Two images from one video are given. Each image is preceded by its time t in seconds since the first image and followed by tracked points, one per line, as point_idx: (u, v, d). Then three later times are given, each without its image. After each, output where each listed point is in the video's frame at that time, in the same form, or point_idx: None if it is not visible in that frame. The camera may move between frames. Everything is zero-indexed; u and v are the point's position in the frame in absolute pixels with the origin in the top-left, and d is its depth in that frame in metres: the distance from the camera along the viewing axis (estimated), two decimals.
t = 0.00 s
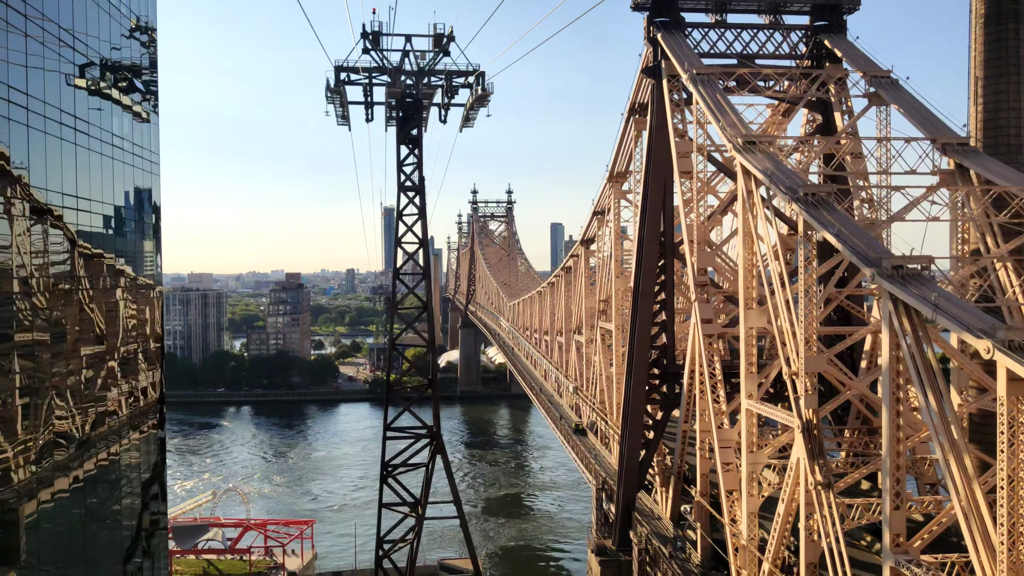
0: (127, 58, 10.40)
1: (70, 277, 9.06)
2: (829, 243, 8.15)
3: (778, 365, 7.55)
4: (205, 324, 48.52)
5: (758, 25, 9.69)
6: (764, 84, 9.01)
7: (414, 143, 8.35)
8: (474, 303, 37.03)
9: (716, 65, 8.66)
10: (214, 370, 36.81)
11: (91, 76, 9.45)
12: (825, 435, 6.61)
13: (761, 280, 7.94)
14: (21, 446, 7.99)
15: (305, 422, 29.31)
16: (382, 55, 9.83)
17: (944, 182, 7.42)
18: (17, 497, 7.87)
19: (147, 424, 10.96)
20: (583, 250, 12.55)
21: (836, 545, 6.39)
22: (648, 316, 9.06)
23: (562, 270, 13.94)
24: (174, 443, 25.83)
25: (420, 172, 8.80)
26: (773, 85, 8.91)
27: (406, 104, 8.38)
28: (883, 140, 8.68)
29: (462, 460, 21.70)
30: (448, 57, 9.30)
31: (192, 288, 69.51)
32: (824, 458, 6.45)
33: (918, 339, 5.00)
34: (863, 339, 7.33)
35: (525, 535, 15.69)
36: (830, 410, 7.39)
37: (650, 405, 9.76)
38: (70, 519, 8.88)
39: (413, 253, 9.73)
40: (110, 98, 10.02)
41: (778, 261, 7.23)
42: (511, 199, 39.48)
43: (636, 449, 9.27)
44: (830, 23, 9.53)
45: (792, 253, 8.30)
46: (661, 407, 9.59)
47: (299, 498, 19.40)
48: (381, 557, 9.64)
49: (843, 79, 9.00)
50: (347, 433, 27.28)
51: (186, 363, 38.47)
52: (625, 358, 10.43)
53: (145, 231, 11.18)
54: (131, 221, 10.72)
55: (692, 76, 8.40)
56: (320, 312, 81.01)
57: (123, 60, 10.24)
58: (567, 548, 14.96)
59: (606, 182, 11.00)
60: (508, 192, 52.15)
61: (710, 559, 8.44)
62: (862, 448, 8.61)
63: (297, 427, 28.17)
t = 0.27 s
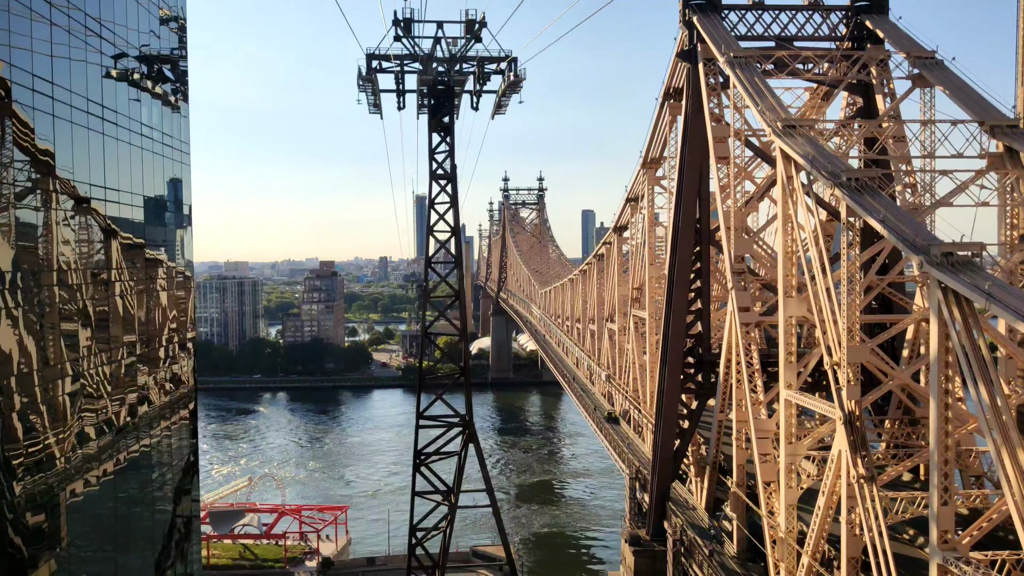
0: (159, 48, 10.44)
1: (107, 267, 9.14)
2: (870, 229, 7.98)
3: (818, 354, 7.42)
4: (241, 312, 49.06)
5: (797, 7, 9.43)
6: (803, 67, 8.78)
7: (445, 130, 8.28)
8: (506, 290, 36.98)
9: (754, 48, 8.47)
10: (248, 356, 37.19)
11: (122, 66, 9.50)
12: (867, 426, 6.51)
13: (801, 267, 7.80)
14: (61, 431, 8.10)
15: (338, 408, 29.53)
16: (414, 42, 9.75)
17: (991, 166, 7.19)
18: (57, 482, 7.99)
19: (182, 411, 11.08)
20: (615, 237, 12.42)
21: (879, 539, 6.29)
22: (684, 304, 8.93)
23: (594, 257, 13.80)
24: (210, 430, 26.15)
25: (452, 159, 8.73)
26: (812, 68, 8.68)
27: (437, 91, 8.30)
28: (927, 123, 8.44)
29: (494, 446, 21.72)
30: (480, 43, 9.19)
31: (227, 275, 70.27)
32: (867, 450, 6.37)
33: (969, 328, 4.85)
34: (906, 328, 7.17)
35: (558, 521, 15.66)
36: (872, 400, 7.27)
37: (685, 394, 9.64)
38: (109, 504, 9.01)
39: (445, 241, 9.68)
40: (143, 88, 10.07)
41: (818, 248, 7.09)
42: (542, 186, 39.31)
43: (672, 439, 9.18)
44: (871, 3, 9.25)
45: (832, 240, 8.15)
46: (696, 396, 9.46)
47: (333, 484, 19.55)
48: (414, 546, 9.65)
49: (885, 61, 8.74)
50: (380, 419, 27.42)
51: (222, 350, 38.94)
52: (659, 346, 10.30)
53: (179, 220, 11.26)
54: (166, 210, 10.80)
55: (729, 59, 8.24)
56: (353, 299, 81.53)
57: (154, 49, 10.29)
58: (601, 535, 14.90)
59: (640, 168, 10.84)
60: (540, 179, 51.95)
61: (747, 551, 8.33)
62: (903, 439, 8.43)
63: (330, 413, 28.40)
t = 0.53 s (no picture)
0: (171, 37, 10.36)
1: (120, 259, 9.11)
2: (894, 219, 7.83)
3: (841, 348, 7.32)
4: (256, 302, 49.21)
5: None
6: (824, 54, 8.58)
7: (461, 120, 8.16)
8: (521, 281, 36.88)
9: (774, 34, 8.30)
10: (264, 347, 37.29)
11: (134, 56, 9.45)
12: (893, 422, 6.46)
13: (823, 259, 7.67)
14: (76, 422, 8.10)
15: (354, 399, 29.56)
16: (428, 30, 9.62)
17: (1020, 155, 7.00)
18: (71, 474, 7.99)
19: (197, 403, 11.10)
20: (632, 228, 12.27)
21: (905, 537, 6.23)
22: (703, 297, 8.81)
23: (610, 248, 13.66)
24: (225, 421, 26.24)
25: (468, 149, 8.61)
26: (835, 55, 8.48)
27: (453, 80, 8.18)
28: (952, 111, 8.23)
29: (510, 437, 21.68)
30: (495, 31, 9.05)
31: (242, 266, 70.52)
32: (893, 446, 6.33)
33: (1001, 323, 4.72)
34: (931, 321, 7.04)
35: (575, 513, 15.60)
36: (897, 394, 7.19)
37: (704, 387, 9.53)
38: (125, 497, 9.02)
39: (461, 233, 9.57)
40: (155, 78, 10.02)
41: (842, 239, 6.95)
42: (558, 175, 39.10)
43: (690, 432, 9.08)
44: None
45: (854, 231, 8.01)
46: (715, 389, 9.35)
47: (348, 475, 19.56)
48: (430, 540, 9.61)
49: (909, 47, 8.52)
50: (395, 410, 27.41)
51: (238, 340, 39.08)
52: (677, 338, 10.18)
53: (191, 211, 11.23)
54: (178, 202, 10.79)
55: (750, 46, 8.08)
56: (369, 289, 81.64)
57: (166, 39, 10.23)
58: (618, 527, 14.84)
59: (657, 157, 10.68)
60: (555, 169, 51.73)
61: (767, 546, 8.23)
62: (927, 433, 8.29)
63: (346, 404, 28.43)
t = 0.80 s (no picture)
0: (181, 33, 10.23)
1: (130, 259, 9.01)
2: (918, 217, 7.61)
3: (865, 350, 7.10)
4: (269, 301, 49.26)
5: None
6: (846, 47, 8.35)
7: (473, 116, 7.99)
8: (533, 279, 36.67)
9: (795, 27, 8.09)
10: (276, 346, 37.27)
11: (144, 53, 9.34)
12: (919, 427, 6.24)
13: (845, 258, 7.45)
14: (85, 423, 8.01)
15: (366, 399, 29.46)
16: (440, 24, 9.47)
17: None
18: (80, 476, 7.88)
19: (207, 403, 11.00)
20: (647, 226, 12.06)
21: (932, 547, 6.02)
22: (721, 296, 8.60)
23: (625, 246, 13.46)
24: (238, 421, 26.20)
25: (480, 146, 8.44)
26: (857, 49, 8.25)
27: (465, 76, 8.01)
28: (978, 105, 7.98)
29: (522, 437, 21.51)
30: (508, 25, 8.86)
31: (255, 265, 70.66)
32: (919, 452, 6.11)
33: None
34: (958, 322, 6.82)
35: (589, 514, 15.43)
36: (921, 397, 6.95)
37: (721, 389, 9.33)
38: (135, 499, 8.92)
39: (473, 231, 9.40)
40: (166, 76, 9.91)
41: (865, 238, 6.75)
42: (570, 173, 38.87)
43: (707, 435, 8.88)
44: None
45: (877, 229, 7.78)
46: (733, 391, 9.15)
47: (360, 476, 19.44)
48: (442, 544, 9.46)
49: (934, 40, 8.27)
50: (407, 410, 27.29)
51: (251, 340, 39.12)
52: (693, 339, 9.98)
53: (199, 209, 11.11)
54: (188, 200, 10.66)
55: (769, 40, 7.87)
56: (381, 287, 81.63)
57: (177, 36, 10.11)
58: (633, 529, 14.67)
59: (673, 154, 10.47)
60: (568, 167, 51.45)
61: (787, 552, 8.04)
62: (952, 437, 8.05)
63: (358, 404, 28.35)
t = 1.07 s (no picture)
0: (190, 36, 10.11)
1: (140, 264, 8.91)
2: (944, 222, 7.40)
3: (889, 359, 6.90)
4: (281, 306, 49.27)
5: None
6: (868, 48, 8.16)
7: (485, 120, 7.83)
8: (546, 284, 36.49)
9: (816, 28, 7.90)
10: (287, 351, 37.20)
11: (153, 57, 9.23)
12: (947, 440, 6.03)
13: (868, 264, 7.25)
14: (94, 431, 7.89)
15: (377, 404, 29.33)
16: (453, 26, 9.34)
17: None
18: (89, 486, 7.76)
19: (216, 410, 10.89)
20: (662, 231, 11.87)
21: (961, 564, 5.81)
22: (739, 303, 8.41)
23: (639, 251, 13.27)
24: (249, 426, 26.11)
25: (492, 150, 8.28)
26: (879, 50, 8.06)
27: (477, 78, 7.85)
28: (1006, 107, 7.77)
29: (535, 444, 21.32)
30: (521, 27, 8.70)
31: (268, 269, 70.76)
32: (947, 467, 5.90)
33: None
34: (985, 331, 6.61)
35: (603, 523, 15.23)
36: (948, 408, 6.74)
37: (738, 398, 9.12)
38: (144, 509, 8.79)
39: (485, 236, 9.23)
40: (175, 80, 9.81)
41: (890, 243, 6.55)
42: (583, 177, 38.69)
43: (724, 446, 8.68)
44: None
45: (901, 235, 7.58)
46: (751, 400, 8.94)
47: (372, 483, 19.29)
48: (453, 555, 9.28)
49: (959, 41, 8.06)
50: (419, 416, 27.14)
51: (262, 344, 39.09)
52: (709, 346, 9.78)
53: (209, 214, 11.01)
54: (198, 205, 10.56)
55: (790, 40, 7.69)
56: (394, 292, 81.57)
57: (186, 39, 10.01)
58: (648, 538, 14.44)
59: (689, 158, 10.28)
60: (581, 171, 51.24)
61: (806, 567, 7.82)
62: (978, 449, 7.82)
63: (370, 409, 28.23)
